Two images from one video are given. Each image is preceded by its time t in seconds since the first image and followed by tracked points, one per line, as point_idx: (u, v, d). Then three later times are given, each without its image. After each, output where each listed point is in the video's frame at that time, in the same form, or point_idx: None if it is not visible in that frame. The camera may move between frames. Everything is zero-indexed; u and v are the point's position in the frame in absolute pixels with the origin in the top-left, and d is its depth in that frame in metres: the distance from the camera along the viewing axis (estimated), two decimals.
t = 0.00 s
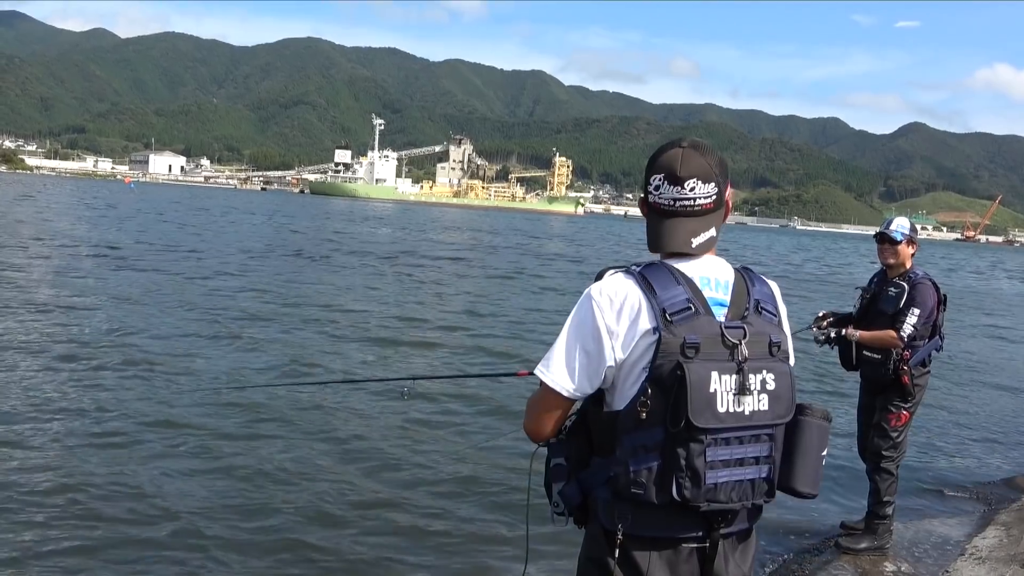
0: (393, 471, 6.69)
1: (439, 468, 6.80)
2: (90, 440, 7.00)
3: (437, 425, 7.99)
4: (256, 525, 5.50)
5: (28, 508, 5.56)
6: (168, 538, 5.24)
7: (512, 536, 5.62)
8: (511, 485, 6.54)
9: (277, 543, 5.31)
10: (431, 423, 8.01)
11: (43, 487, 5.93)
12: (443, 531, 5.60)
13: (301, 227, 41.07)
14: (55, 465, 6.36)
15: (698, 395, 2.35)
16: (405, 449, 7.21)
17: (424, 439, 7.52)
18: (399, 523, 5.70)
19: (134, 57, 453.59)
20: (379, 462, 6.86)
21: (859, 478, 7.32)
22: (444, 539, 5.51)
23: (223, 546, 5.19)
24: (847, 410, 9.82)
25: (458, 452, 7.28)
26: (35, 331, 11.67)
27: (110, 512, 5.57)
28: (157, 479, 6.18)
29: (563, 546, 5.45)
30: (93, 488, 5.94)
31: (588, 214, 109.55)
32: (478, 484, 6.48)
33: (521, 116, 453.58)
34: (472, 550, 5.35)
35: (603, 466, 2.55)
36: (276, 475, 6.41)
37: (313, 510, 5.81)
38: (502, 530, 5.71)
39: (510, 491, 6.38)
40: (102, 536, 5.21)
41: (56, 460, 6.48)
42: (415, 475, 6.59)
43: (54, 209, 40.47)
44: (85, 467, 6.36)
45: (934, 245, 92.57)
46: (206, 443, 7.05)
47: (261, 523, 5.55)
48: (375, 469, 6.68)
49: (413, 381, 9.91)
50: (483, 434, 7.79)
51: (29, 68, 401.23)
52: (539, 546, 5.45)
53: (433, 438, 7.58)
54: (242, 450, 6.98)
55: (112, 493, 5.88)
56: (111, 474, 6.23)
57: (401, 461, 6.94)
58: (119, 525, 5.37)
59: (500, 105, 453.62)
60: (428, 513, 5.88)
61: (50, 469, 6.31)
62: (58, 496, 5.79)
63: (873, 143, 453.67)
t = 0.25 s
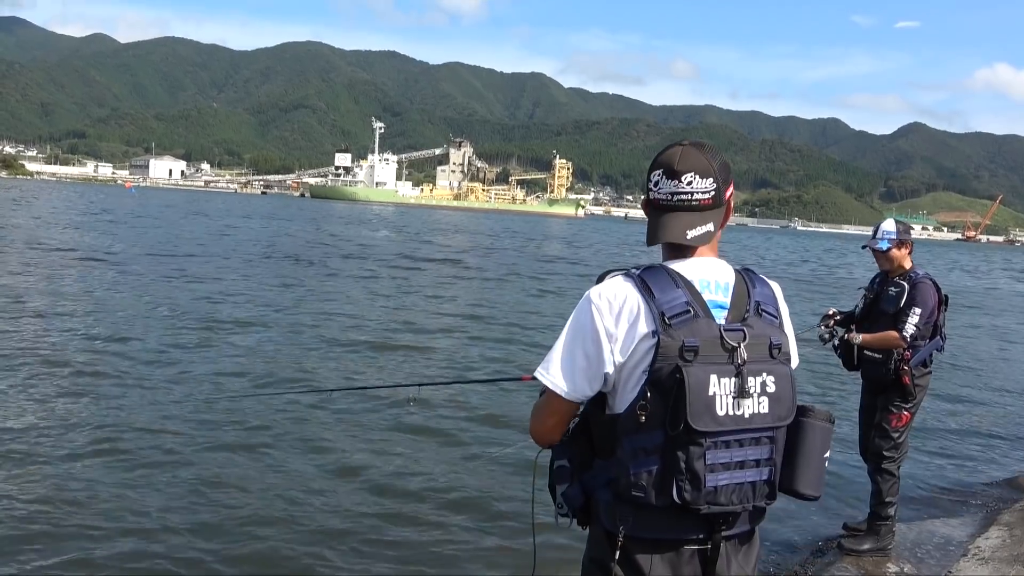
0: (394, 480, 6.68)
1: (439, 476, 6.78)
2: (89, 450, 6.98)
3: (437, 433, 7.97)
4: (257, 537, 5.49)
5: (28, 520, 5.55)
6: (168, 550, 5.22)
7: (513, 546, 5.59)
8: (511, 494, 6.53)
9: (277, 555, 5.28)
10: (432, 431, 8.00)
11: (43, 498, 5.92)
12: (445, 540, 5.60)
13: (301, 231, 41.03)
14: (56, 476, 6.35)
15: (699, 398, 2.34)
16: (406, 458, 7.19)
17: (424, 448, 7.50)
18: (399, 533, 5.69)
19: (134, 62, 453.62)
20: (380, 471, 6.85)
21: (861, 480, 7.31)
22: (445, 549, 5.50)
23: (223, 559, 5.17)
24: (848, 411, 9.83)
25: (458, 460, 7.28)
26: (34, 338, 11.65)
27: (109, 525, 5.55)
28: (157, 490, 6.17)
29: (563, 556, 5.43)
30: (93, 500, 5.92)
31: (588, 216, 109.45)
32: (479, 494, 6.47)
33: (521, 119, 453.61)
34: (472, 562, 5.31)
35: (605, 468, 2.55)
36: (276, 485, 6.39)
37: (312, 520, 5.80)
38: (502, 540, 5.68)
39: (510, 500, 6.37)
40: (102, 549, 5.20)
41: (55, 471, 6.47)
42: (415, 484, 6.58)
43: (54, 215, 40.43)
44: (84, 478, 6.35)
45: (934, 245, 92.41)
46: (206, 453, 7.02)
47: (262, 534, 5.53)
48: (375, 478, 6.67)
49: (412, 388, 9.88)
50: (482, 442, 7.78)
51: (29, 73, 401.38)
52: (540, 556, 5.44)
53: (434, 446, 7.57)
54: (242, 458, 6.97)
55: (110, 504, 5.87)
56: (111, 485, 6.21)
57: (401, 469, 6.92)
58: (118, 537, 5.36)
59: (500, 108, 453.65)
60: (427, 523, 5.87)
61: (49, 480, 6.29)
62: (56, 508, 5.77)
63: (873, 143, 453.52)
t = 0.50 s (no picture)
0: (394, 485, 6.69)
1: (439, 483, 6.80)
2: (89, 455, 6.98)
3: (436, 438, 7.97)
4: (257, 545, 5.49)
5: (27, 528, 5.55)
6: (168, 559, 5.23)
7: (514, 553, 5.60)
8: (513, 498, 6.55)
9: (277, 563, 5.28)
10: (431, 436, 8.00)
11: (41, 505, 5.91)
12: (447, 547, 5.62)
13: (302, 232, 41.03)
14: (55, 483, 6.36)
15: (706, 396, 2.36)
16: (406, 464, 7.21)
17: (424, 452, 7.51)
18: (401, 542, 5.69)
19: (135, 64, 453.64)
20: (380, 477, 6.86)
21: (861, 481, 7.33)
22: (448, 555, 5.51)
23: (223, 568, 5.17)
24: (848, 412, 9.84)
25: (458, 465, 7.29)
26: (34, 340, 11.66)
27: (111, 531, 5.56)
28: (158, 496, 6.18)
29: (565, 561, 5.45)
30: (92, 508, 5.92)
31: (589, 217, 109.52)
32: (479, 501, 6.48)
33: (522, 120, 453.60)
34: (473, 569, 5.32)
35: (609, 469, 2.57)
36: (277, 491, 6.40)
37: (313, 525, 5.83)
38: (502, 547, 5.69)
39: (511, 506, 6.39)
40: (102, 558, 5.20)
41: (53, 479, 6.47)
42: (416, 489, 6.59)
43: (55, 216, 40.45)
44: (84, 485, 6.35)
45: (935, 246, 92.44)
46: (206, 459, 7.03)
47: (261, 543, 5.53)
48: (375, 484, 6.68)
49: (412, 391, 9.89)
50: (481, 446, 7.79)
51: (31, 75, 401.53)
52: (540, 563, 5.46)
53: (433, 451, 7.58)
54: (242, 464, 6.98)
55: (109, 512, 5.87)
56: (111, 492, 6.22)
57: (400, 476, 6.92)
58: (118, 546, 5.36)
59: (501, 109, 453.68)
60: (428, 530, 5.88)
61: (49, 487, 6.29)
62: (56, 515, 5.78)
63: (874, 144, 453.49)
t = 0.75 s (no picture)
0: (396, 486, 6.71)
1: (441, 484, 6.81)
2: (89, 454, 6.97)
3: (437, 439, 7.98)
4: (259, 546, 5.49)
5: (27, 529, 5.53)
6: (170, 560, 5.21)
7: (516, 555, 5.61)
8: (516, 499, 6.58)
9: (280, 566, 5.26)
10: (431, 437, 8.01)
11: (42, 506, 5.89)
12: (450, 549, 5.62)
13: (303, 232, 41.00)
14: (55, 482, 6.34)
15: (715, 398, 2.38)
16: (408, 465, 7.22)
17: (425, 453, 7.52)
18: (404, 544, 5.69)
19: (137, 64, 453.63)
20: (381, 478, 6.87)
21: (860, 483, 7.34)
22: (452, 556, 5.52)
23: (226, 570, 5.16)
24: (848, 414, 9.86)
25: (460, 464, 7.32)
26: (34, 338, 11.63)
27: (112, 532, 5.54)
28: (159, 496, 6.17)
29: (567, 563, 5.45)
30: (93, 508, 5.90)
31: (591, 219, 109.49)
32: (481, 503, 6.49)
33: (524, 122, 453.58)
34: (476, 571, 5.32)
35: (616, 472, 2.58)
36: (279, 492, 6.40)
37: (317, 526, 5.85)
38: (505, 549, 5.71)
39: (512, 508, 6.39)
40: (104, 559, 5.18)
41: (54, 476, 6.45)
42: (418, 491, 6.61)
43: (55, 216, 40.39)
44: (85, 483, 6.33)
45: (937, 249, 92.43)
46: (208, 458, 7.02)
47: (264, 543, 5.53)
48: (377, 486, 6.69)
49: (413, 393, 9.91)
50: (482, 448, 7.80)
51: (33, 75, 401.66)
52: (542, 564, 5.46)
53: (434, 452, 7.59)
54: (244, 464, 6.98)
55: (110, 511, 5.86)
56: (112, 490, 6.20)
57: (402, 476, 6.93)
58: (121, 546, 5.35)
59: (503, 110, 453.63)
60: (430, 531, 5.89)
61: (49, 486, 6.27)
62: (56, 515, 5.75)
63: (875, 147, 453.52)
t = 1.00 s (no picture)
0: (401, 486, 6.74)
1: (445, 483, 6.85)
2: (92, 452, 6.98)
3: (438, 439, 8.01)
4: (265, 544, 5.51)
5: (33, 525, 5.53)
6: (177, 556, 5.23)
7: (523, 552, 5.64)
8: (520, 498, 6.62)
9: (286, 564, 5.28)
10: (434, 437, 8.04)
11: (46, 503, 5.89)
12: (456, 547, 5.65)
13: (304, 233, 41.01)
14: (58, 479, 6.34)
15: (729, 399, 2.42)
16: (411, 464, 7.25)
17: (427, 453, 7.56)
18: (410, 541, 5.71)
19: (139, 64, 453.56)
20: (384, 478, 6.89)
21: (861, 484, 7.38)
22: (458, 553, 5.55)
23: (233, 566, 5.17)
24: (848, 416, 9.91)
25: (464, 463, 7.35)
26: (35, 340, 11.63)
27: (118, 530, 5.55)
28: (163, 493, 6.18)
29: (572, 563, 5.48)
30: (98, 505, 5.91)
31: (592, 220, 109.52)
32: (485, 502, 6.52)
33: (525, 122, 453.65)
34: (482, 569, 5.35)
35: (628, 474, 2.61)
36: (284, 489, 6.42)
37: (323, 523, 5.89)
38: (510, 547, 5.73)
39: (515, 507, 6.42)
40: (112, 556, 5.19)
41: (59, 474, 6.46)
42: (421, 490, 6.63)
43: (56, 216, 40.38)
44: (89, 481, 6.34)
45: (937, 250, 92.46)
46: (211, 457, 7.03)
47: (271, 540, 5.55)
48: (380, 486, 6.72)
49: (414, 394, 9.94)
50: (484, 448, 7.84)
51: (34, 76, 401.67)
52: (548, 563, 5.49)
53: (437, 451, 7.63)
54: (249, 463, 7.00)
55: (115, 508, 5.87)
56: (116, 488, 6.22)
57: (406, 476, 6.96)
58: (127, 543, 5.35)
59: (504, 111, 453.63)
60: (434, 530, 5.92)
61: (53, 483, 6.28)
62: (60, 512, 5.76)
63: (876, 148, 453.58)
